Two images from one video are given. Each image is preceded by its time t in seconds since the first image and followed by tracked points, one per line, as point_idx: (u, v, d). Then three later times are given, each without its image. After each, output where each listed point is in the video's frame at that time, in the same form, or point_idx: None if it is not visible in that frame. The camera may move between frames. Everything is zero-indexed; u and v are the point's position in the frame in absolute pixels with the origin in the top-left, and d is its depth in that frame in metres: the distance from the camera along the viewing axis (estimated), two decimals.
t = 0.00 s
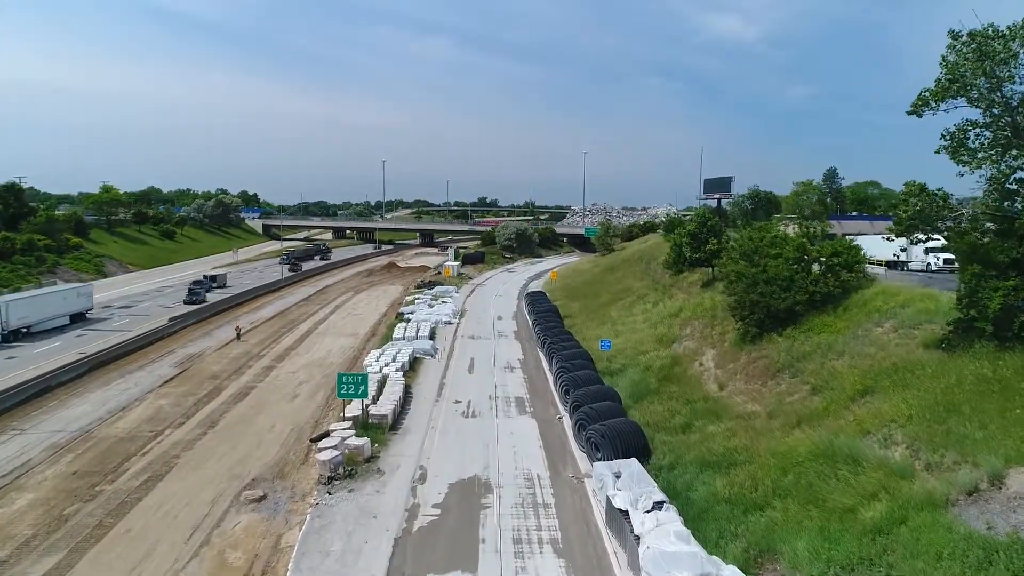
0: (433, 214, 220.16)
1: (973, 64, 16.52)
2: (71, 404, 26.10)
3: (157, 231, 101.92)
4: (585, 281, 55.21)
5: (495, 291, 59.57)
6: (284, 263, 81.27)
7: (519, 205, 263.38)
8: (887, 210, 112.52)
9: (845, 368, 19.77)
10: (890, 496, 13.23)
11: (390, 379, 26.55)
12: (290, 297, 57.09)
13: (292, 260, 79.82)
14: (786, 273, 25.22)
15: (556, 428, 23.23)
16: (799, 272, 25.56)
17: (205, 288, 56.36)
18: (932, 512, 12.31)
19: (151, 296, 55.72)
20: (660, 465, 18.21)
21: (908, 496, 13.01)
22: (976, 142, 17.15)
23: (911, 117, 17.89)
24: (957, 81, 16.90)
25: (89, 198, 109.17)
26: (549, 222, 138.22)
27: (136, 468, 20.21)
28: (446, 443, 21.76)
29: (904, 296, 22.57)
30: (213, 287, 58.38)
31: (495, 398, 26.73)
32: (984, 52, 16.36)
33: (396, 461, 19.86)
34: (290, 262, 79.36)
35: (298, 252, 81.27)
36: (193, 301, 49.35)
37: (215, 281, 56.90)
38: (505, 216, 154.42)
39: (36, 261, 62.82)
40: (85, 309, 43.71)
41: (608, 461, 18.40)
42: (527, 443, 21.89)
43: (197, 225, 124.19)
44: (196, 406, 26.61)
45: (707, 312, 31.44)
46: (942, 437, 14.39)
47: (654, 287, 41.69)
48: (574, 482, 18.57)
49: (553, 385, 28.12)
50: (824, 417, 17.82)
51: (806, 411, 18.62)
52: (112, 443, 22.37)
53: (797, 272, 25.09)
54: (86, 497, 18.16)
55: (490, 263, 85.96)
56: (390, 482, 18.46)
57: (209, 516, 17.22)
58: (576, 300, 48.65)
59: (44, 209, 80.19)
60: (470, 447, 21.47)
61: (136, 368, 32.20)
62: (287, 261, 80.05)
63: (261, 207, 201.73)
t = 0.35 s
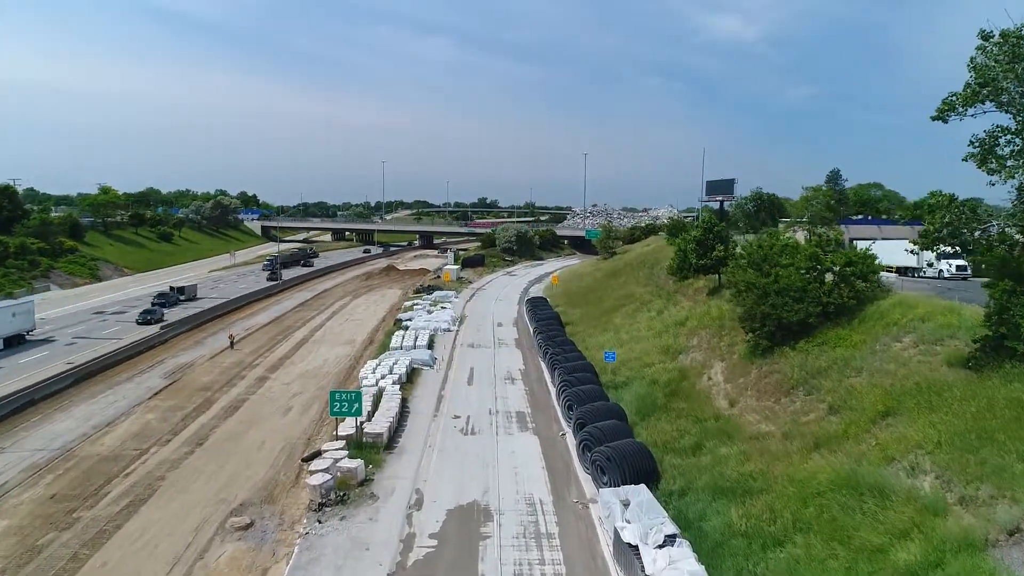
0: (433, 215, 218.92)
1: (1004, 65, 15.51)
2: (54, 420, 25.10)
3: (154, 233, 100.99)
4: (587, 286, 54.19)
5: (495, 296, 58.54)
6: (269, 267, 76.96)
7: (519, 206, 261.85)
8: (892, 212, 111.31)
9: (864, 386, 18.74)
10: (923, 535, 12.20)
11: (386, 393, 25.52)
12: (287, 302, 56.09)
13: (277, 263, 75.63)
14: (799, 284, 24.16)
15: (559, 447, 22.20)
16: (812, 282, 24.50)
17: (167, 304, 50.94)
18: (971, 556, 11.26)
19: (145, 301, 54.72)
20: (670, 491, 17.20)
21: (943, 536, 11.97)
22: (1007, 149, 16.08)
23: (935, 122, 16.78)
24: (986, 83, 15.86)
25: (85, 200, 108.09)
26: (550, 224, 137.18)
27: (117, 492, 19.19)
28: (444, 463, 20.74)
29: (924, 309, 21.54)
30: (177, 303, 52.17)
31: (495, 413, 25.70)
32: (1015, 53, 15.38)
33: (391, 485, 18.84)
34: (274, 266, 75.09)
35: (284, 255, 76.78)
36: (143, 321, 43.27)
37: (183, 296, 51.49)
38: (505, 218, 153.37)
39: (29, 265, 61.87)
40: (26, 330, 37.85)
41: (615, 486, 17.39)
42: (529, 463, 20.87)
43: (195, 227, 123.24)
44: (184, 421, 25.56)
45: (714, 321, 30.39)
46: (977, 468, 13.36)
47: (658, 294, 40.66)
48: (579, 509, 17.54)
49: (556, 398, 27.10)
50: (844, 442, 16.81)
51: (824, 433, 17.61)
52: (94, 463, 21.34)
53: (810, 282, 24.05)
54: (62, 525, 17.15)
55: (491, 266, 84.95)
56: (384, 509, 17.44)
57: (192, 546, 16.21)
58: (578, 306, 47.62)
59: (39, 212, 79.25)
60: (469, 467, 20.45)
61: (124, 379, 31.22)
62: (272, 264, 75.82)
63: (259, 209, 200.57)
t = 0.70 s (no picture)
0: (432, 216, 217.86)
1: None
2: (37, 437, 24.11)
3: (151, 235, 100.02)
4: (589, 291, 53.21)
5: (495, 301, 57.55)
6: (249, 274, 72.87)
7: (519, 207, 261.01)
8: (897, 213, 110.15)
9: (885, 406, 17.77)
10: None
11: (382, 409, 24.53)
12: (283, 307, 55.11)
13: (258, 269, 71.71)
14: (813, 295, 23.16)
15: (563, 466, 21.24)
16: (826, 293, 23.53)
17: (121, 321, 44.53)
18: None
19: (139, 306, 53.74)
20: (681, 519, 16.25)
21: None
22: None
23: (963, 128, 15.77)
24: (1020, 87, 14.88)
25: (81, 202, 107.14)
26: (550, 225, 136.23)
27: (98, 518, 18.20)
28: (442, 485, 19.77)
29: (945, 323, 20.55)
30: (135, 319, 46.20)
31: (496, 428, 24.73)
32: None
33: (386, 510, 17.89)
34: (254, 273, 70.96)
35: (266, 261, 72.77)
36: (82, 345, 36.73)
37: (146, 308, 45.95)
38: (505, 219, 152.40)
39: (22, 269, 60.90)
40: None
41: (624, 514, 16.43)
42: (531, 485, 19.91)
43: (193, 228, 122.24)
44: (172, 437, 24.58)
45: (722, 331, 29.40)
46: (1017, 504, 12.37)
47: (662, 301, 39.66)
48: (585, 538, 16.57)
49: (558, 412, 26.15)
50: (867, 469, 15.84)
51: (845, 458, 16.65)
52: (76, 485, 20.37)
53: (824, 294, 23.07)
54: (37, 556, 16.17)
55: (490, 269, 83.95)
56: (379, 538, 16.47)
57: None
58: (580, 312, 46.66)
59: (33, 215, 78.30)
60: (469, 490, 19.48)
61: (113, 391, 30.23)
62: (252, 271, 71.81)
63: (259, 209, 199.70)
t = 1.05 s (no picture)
0: (432, 217, 216.93)
1: None
2: (18, 456, 23.09)
3: (148, 238, 99.02)
4: (591, 297, 52.26)
5: (496, 306, 56.53)
6: (228, 283, 68.52)
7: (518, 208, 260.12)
8: (900, 215, 109.27)
9: (909, 429, 16.80)
10: None
11: (379, 426, 23.53)
12: (280, 313, 54.15)
13: (237, 276, 67.53)
14: (827, 308, 22.20)
15: (568, 489, 20.27)
16: (841, 305, 22.52)
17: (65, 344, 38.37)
18: None
19: (133, 312, 52.71)
20: (694, 553, 15.27)
21: None
22: None
23: (994, 136, 14.84)
24: None
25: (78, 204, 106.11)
26: (551, 228, 135.42)
27: (76, 548, 17.18)
28: (441, 510, 18.78)
29: (969, 338, 19.56)
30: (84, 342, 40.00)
31: (497, 446, 23.77)
32: None
33: (381, 540, 16.90)
34: (233, 281, 66.73)
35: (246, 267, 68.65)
36: None
37: (94, 329, 40.09)
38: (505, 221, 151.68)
39: (14, 274, 59.84)
40: None
41: (633, 546, 15.44)
42: (535, 510, 18.93)
43: (191, 230, 121.28)
44: (160, 455, 23.57)
45: (730, 341, 28.41)
46: None
47: (667, 308, 38.70)
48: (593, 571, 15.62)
49: (562, 428, 25.18)
50: (894, 501, 14.84)
51: (868, 487, 15.66)
52: (56, 509, 19.37)
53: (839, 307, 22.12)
54: None
55: (491, 272, 82.99)
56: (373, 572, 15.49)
57: None
58: (583, 319, 45.66)
59: (28, 218, 77.27)
60: (469, 516, 18.52)
61: (100, 404, 29.22)
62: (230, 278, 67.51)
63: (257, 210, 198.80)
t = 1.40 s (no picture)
0: (432, 219, 216.17)
1: None
2: None
3: (146, 241, 98.17)
4: (594, 303, 51.24)
5: (496, 312, 55.50)
6: (203, 292, 64.05)
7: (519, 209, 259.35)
8: (904, 218, 108.20)
9: (937, 456, 15.82)
10: None
11: (375, 444, 22.54)
12: (278, 319, 53.19)
13: (214, 285, 63.09)
14: (844, 322, 21.23)
15: (574, 513, 19.30)
16: (858, 320, 21.54)
17: None
18: None
19: (128, 318, 51.78)
20: None
21: None
22: None
23: None
24: None
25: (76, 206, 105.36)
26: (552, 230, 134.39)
27: None
28: (440, 537, 17.80)
29: (996, 356, 18.57)
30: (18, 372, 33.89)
31: (499, 465, 22.80)
32: None
33: (377, 572, 15.94)
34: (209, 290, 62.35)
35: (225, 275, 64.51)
36: None
37: (25, 357, 33.74)
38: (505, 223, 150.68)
39: (7, 279, 58.95)
40: None
41: None
42: (539, 537, 17.95)
43: (190, 233, 120.46)
44: (147, 475, 22.61)
45: (740, 353, 27.41)
46: None
47: (672, 316, 37.69)
48: None
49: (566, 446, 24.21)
50: (924, 536, 13.87)
51: (895, 520, 14.69)
52: (36, 536, 18.42)
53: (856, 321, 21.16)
54: None
55: (491, 276, 81.94)
56: None
57: None
58: (585, 327, 44.69)
59: (24, 221, 76.46)
60: (469, 544, 17.54)
61: (88, 418, 28.26)
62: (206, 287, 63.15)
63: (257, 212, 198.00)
